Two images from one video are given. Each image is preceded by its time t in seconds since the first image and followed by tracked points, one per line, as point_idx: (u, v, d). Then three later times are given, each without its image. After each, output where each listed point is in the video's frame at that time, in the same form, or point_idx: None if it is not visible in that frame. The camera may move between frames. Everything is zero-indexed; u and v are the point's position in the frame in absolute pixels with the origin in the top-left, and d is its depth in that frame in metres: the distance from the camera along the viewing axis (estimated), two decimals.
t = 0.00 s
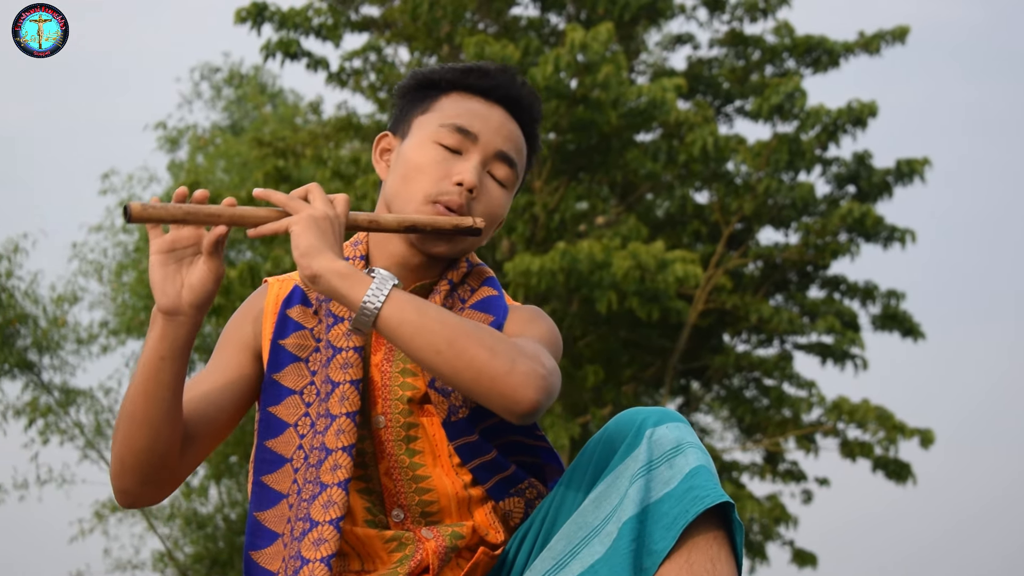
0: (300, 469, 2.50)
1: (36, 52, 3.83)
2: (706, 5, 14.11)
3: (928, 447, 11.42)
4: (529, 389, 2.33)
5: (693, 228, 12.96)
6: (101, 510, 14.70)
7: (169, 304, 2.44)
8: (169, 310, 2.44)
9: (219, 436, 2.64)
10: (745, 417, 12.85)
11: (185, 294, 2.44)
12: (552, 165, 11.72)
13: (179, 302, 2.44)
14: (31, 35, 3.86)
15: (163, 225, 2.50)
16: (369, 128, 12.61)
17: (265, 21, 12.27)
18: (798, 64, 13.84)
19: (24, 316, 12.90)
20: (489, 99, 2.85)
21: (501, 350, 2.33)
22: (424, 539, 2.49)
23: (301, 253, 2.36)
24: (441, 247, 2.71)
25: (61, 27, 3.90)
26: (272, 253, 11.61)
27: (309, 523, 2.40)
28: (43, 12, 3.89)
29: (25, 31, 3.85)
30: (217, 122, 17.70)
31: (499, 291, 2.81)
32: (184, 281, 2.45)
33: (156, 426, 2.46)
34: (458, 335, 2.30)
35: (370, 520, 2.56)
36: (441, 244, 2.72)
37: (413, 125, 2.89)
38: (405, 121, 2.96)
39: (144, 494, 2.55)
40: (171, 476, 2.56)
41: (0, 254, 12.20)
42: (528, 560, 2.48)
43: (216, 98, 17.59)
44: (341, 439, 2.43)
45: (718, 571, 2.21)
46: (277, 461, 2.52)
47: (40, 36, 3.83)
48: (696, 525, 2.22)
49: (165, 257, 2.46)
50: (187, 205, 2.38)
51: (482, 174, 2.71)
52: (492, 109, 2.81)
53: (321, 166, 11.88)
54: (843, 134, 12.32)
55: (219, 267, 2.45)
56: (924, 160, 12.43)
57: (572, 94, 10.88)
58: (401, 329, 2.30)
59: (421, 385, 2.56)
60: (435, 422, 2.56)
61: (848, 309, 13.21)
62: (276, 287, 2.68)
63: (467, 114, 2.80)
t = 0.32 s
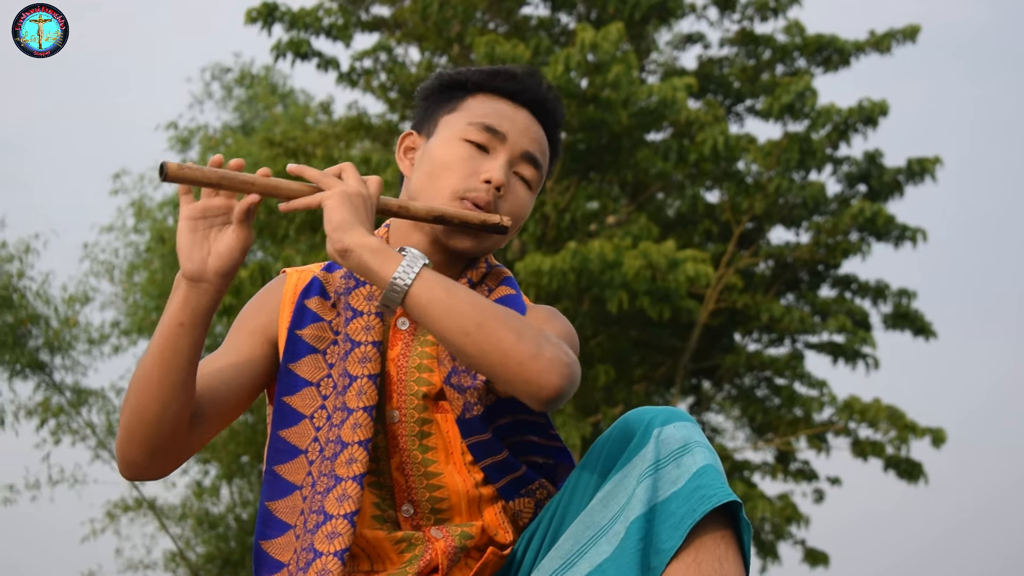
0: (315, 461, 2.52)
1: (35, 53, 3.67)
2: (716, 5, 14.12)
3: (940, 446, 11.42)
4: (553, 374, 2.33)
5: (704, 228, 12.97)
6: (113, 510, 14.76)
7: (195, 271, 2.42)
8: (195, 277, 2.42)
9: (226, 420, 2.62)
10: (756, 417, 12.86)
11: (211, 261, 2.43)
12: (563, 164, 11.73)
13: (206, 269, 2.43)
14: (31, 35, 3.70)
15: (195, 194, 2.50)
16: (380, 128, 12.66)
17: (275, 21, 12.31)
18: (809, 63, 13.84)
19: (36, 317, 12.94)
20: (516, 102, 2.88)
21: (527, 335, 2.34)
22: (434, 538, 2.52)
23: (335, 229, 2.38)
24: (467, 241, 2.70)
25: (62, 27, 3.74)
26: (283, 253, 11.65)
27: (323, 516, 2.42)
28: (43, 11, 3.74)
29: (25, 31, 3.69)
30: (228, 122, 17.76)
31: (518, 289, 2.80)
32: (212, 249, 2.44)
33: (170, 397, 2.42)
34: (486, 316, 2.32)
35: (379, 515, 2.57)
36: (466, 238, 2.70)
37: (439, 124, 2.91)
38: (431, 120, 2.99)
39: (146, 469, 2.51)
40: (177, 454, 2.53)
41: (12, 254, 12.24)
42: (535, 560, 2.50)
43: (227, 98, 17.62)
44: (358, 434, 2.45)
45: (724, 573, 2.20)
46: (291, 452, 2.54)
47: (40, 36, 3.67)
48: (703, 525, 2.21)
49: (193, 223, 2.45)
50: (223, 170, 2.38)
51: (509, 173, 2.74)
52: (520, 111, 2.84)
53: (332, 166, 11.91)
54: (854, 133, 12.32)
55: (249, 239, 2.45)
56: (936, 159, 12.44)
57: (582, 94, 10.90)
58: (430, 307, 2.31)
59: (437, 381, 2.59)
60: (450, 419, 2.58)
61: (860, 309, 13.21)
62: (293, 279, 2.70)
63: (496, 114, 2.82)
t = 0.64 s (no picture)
0: (330, 458, 2.54)
1: (35, 53, 3.53)
2: (728, 5, 14.12)
3: (952, 447, 11.40)
4: (585, 362, 2.38)
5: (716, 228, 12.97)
6: (126, 509, 14.82)
7: (225, 245, 2.45)
8: (224, 251, 2.45)
9: (238, 409, 2.62)
10: (768, 417, 12.87)
11: (242, 237, 2.46)
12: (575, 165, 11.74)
13: (237, 244, 2.46)
14: (30, 35, 3.58)
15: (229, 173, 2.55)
16: (392, 128, 12.70)
17: (288, 22, 12.35)
18: (821, 62, 13.83)
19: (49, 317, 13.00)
20: (535, 103, 2.92)
21: (559, 323, 2.38)
22: (443, 539, 2.54)
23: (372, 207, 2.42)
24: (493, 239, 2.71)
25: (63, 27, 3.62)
26: (295, 253, 11.69)
27: (336, 513, 2.44)
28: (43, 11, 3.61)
29: (25, 31, 3.56)
30: (240, 122, 17.81)
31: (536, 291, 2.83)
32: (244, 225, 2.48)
33: (191, 372, 2.42)
34: (520, 302, 2.35)
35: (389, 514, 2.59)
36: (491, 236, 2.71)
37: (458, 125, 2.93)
38: (448, 121, 3.01)
39: (158, 449, 2.49)
40: (190, 436, 2.51)
41: (26, 254, 12.31)
42: (541, 561, 2.51)
43: (240, 98, 17.64)
44: (374, 431, 2.48)
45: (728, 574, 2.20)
46: (305, 447, 2.56)
47: (40, 36, 3.54)
48: (709, 527, 2.22)
49: (226, 200, 2.49)
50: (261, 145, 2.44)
51: (532, 172, 2.76)
52: (539, 112, 2.87)
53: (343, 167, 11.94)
54: (866, 133, 12.32)
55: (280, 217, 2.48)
56: (948, 159, 12.42)
57: (594, 94, 10.91)
58: (466, 289, 2.34)
59: (453, 379, 2.62)
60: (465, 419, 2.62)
61: (872, 309, 13.22)
62: (310, 273, 2.73)
63: (516, 115, 2.85)
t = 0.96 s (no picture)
0: (336, 459, 2.56)
1: (35, 53, 3.56)
2: (736, 5, 14.13)
3: (960, 447, 11.40)
4: (613, 358, 2.40)
5: (723, 228, 12.98)
6: (134, 509, 14.87)
7: (246, 235, 2.46)
8: (245, 242, 2.46)
9: (247, 405, 2.63)
10: (775, 417, 12.88)
11: (265, 227, 2.48)
12: (582, 165, 11.77)
13: (260, 235, 2.47)
14: (31, 35, 3.59)
15: (251, 163, 2.56)
16: (399, 128, 12.72)
17: (294, 22, 12.38)
18: (829, 62, 13.83)
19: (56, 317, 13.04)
20: (540, 106, 2.94)
21: (588, 319, 2.40)
22: (445, 542, 2.55)
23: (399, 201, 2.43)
24: (509, 243, 2.71)
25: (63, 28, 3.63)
26: (302, 254, 11.72)
27: (341, 514, 2.45)
28: (43, 12, 3.63)
29: (25, 31, 3.58)
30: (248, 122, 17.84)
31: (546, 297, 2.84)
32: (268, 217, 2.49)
33: (204, 364, 2.42)
34: (547, 298, 2.37)
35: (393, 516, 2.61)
36: (508, 241, 2.72)
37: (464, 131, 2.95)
38: (452, 126, 3.02)
39: (168, 441, 2.50)
40: (201, 427, 2.52)
41: (33, 255, 12.34)
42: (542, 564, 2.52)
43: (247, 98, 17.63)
44: (381, 432, 2.50)
45: None
46: (311, 447, 2.58)
47: (40, 36, 3.56)
48: (709, 529, 2.23)
49: (249, 190, 2.51)
50: (288, 137, 2.48)
51: (542, 175, 2.78)
52: (544, 115, 2.88)
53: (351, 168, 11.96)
54: (874, 133, 12.31)
55: (305, 208, 2.51)
56: (956, 159, 12.42)
57: (601, 94, 10.93)
58: (494, 284, 2.35)
59: (462, 380, 2.64)
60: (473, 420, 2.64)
61: (880, 309, 13.22)
62: (317, 273, 2.76)
63: (522, 118, 2.87)
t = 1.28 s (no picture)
0: (341, 467, 2.57)
1: (35, 53, 3.57)
2: (742, 5, 14.13)
3: (966, 449, 11.38)
4: (639, 362, 2.46)
5: (729, 228, 12.97)
6: (140, 511, 14.88)
7: (264, 245, 2.45)
8: (264, 252, 2.45)
9: (255, 409, 2.63)
10: (782, 418, 12.88)
11: (282, 236, 2.47)
12: (588, 166, 11.77)
13: (277, 244, 2.46)
14: (31, 35, 3.61)
15: (265, 171, 2.55)
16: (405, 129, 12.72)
17: (300, 23, 12.39)
18: (835, 63, 13.81)
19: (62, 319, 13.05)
20: (534, 108, 2.98)
21: (613, 326, 2.46)
22: (443, 549, 2.55)
23: (419, 211, 2.42)
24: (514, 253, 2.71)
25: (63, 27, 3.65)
26: (309, 255, 11.72)
27: (342, 521, 2.46)
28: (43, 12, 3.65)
29: (24, 31, 3.60)
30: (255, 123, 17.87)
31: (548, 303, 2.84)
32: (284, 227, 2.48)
33: (217, 373, 2.43)
34: (573, 306, 2.41)
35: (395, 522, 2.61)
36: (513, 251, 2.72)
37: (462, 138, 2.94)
38: (447, 131, 3.02)
39: (178, 446, 2.52)
40: (210, 434, 2.53)
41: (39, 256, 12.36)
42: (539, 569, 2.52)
43: (254, 99, 17.67)
44: (383, 439, 2.50)
45: None
46: (314, 454, 2.59)
47: (40, 36, 3.58)
48: (703, 532, 2.23)
49: (264, 199, 2.50)
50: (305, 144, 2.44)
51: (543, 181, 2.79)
52: (539, 118, 2.91)
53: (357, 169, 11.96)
54: (880, 133, 12.29)
55: (321, 216, 2.50)
56: (962, 159, 12.40)
57: (607, 95, 10.94)
58: (520, 291, 2.39)
59: (468, 385, 2.65)
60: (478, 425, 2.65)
61: (886, 310, 13.21)
62: (318, 278, 2.75)
63: (519, 124, 2.88)
